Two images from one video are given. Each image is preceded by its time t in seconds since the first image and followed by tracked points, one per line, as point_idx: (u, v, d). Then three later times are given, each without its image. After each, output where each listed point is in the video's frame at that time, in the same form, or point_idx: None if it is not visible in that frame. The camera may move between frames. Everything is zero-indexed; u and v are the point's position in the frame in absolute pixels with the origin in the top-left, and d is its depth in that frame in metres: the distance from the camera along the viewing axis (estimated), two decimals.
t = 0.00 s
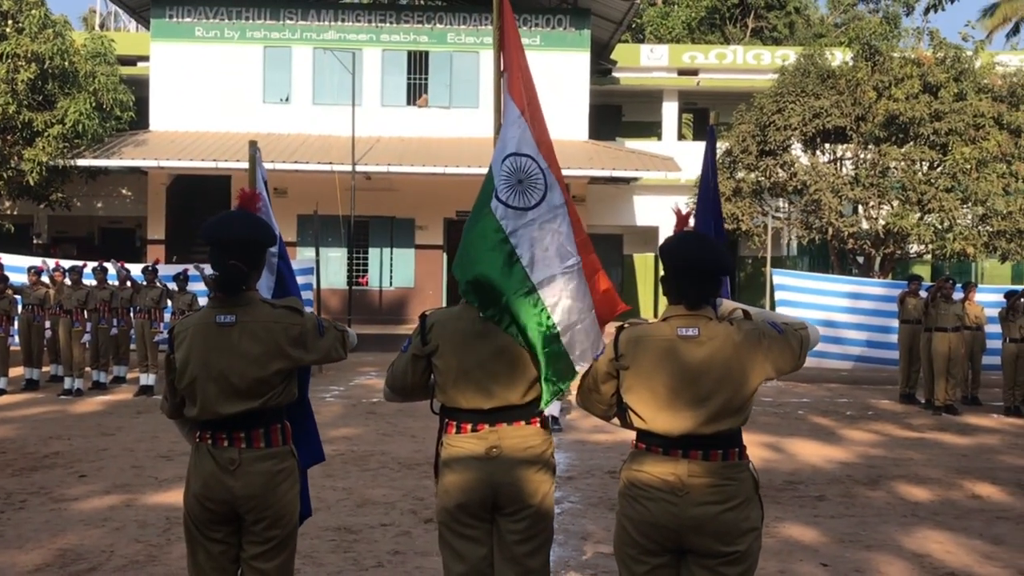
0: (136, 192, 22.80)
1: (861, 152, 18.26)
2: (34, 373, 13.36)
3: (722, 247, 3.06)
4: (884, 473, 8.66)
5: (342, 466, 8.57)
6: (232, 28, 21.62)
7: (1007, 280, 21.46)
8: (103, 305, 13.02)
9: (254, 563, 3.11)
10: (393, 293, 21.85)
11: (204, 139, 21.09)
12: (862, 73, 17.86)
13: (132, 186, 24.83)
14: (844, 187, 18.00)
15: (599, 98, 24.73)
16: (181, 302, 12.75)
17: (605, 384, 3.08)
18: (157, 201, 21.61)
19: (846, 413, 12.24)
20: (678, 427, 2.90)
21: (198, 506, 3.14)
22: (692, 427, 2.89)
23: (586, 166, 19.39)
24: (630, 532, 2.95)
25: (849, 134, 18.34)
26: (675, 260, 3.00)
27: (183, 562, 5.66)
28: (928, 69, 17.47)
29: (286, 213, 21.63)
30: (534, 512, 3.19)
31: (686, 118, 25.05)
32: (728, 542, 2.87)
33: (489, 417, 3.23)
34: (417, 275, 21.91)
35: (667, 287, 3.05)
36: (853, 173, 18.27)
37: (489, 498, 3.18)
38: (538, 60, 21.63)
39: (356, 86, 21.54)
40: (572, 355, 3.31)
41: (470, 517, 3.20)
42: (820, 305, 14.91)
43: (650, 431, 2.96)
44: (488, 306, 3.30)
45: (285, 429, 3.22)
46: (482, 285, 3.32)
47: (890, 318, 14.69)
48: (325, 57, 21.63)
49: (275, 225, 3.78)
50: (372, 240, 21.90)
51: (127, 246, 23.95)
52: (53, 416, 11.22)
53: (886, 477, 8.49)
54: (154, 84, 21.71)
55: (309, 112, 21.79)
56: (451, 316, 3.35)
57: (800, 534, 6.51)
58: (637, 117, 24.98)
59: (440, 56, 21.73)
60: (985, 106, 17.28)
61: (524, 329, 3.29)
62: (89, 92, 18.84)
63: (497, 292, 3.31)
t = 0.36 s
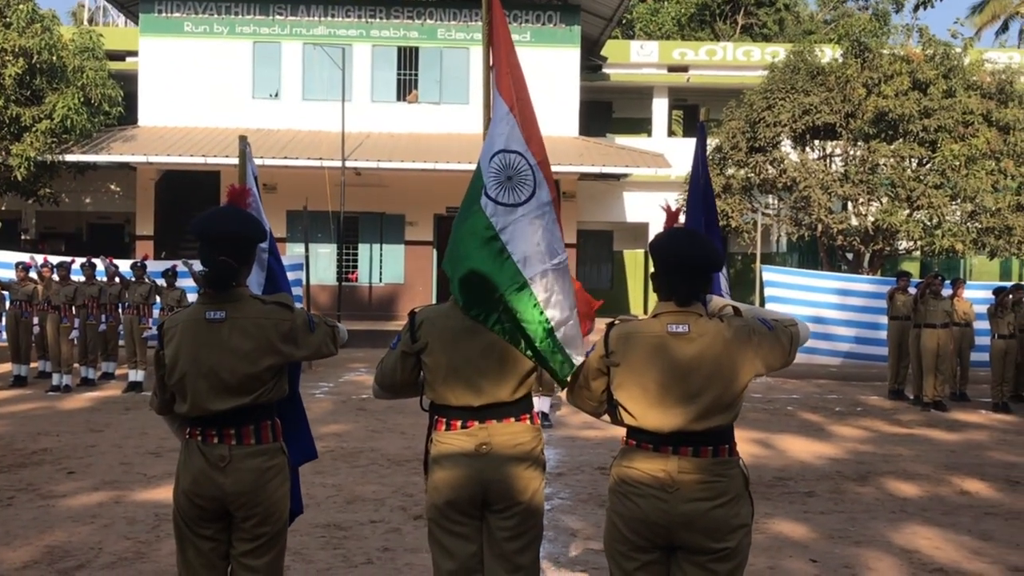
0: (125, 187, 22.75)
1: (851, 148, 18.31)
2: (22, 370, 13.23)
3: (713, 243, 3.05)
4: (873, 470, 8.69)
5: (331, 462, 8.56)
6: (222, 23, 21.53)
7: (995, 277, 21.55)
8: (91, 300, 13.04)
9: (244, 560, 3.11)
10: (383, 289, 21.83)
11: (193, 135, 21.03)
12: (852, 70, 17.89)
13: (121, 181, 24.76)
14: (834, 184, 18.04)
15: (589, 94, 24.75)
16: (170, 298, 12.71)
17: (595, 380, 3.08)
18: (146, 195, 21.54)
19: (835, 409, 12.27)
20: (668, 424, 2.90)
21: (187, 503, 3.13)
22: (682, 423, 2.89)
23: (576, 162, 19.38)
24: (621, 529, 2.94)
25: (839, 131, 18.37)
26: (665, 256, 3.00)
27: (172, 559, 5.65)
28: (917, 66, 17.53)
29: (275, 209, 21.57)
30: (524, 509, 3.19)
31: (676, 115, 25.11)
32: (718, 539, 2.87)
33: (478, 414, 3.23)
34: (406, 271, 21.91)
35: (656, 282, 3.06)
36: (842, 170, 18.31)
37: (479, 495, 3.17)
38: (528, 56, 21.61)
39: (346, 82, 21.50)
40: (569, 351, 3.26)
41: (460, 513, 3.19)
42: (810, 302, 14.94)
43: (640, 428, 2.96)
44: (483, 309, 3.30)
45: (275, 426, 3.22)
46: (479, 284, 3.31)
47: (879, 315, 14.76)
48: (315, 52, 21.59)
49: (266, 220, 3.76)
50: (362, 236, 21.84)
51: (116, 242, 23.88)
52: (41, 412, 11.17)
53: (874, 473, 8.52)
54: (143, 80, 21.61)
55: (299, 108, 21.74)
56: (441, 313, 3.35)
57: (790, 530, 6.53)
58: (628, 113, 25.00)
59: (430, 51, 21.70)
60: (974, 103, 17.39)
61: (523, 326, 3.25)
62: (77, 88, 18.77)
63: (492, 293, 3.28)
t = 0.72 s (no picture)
0: (115, 185, 22.73)
1: (841, 144, 18.32)
2: (12, 368, 13.28)
3: (706, 239, 3.04)
4: (865, 464, 8.70)
5: (324, 459, 8.55)
6: (212, 20, 21.46)
7: (986, 272, 21.60)
8: (80, 299, 12.87)
9: (236, 558, 3.10)
10: (375, 286, 21.80)
11: (183, 132, 20.98)
12: (842, 65, 17.88)
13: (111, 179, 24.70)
14: (825, 179, 18.06)
15: (580, 90, 24.74)
16: (160, 297, 12.66)
17: (588, 376, 3.07)
18: (136, 193, 21.46)
19: (826, 404, 12.29)
20: (661, 421, 2.89)
21: (179, 501, 3.12)
22: (674, 419, 2.88)
23: (567, 159, 19.38)
24: (614, 524, 2.94)
25: (830, 126, 18.38)
26: (658, 251, 2.98)
27: (164, 557, 5.63)
28: (907, 61, 17.55)
29: (266, 206, 21.52)
30: (517, 506, 3.16)
31: (667, 111, 25.12)
32: (712, 535, 2.87)
33: (471, 410, 3.19)
34: (398, 268, 21.88)
35: (648, 279, 3.04)
36: (833, 165, 18.34)
37: (472, 491, 3.15)
38: (519, 52, 21.59)
39: (336, 78, 21.45)
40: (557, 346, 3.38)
41: (452, 510, 3.17)
42: (801, 298, 14.93)
43: (633, 423, 2.95)
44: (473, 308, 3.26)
45: (268, 423, 3.20)
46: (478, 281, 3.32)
47: (871, 310, 14.82)
48: (305, 48, 21.53)
49: (257, 217, 3.73)
50: (353, 233, 21.84)
51: (106, 239, 23.84)
52: (32, 411, 11.14)
53: (867, 468, 8.53)
54: (132, 77, 21.55)
55: (289, 104, 21.69)
56: (433, 311, 3.30)
57: (783, 525, 6.54)
58: (619, 110, 25.00)
59: (421, 48, 21.66)
60: (964, 98, 17.38)
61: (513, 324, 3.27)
62: (66, 85, 18.81)
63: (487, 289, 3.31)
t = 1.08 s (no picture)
0: (109, 182, 22.73)
1: (836, 137, 18.34)
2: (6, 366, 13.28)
3: (704, 234, 3.05)
4: (862, 456, 8.71)
5: (320, 455, 8.54)
6: (205, 16, 21.43)
7: (980, 264, 21.66)
8: (76, 295, 12.90)
9: (234, 555, 3.10)
10: (371, 282, 21.81)
11: (177, 129, 20.96)
12: (837, 58, 17.91)
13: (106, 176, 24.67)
14: (819, 172, 18.10)
15: (575, 84, 24.75)
16: (156, 293, 12.68)
17: (585, 369, 3.07)
18: (131, 190, 21.43)
19: (823, 397, 12.31)
20: (659, 414, 2.89)
21: (178, 498, 3.12)
22: (673, 412, 2.88)
23: (562, 154, 19.39)
24: (613, 518, 2.94)
25: (824, 120, 18.40)
26: (660, 245, 2.98)
27: (162, 555, 5.62)
28: (902, 54, 17.55)
29: (262, 202, 21.50)
30: (516, 501, 3.14)
31: (662, 105, 25.14)
32: (711, 528, 2.87)
33: (468, 406, 3.17)
34: (393, 263, 21.87)
35: (646, 271, 3.04)
36: (828, 158, 18.37)
37: (470, 487, 3.12)
38: (513, 47, 21.58)
39: (331, 74, 21.43)
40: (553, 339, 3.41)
41: (451, 506, 3.14)
42: (796, 291, 14.98)
43: (631, 416, 2.95)
44: (467, 304, 3.25)
45: (266, 419, 3.20)
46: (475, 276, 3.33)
47: (866, 303, 14.76)
48: (299, 44, 21.49)
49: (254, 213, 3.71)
50: (348, 229, 21.82)
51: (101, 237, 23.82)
52: (28, 409, 11.12)
53: (863, 460, 8.55)
54: (125, 74, 21.51)
55: (283, 100, 21.65)
56: (430, 306, 3.28)
57: (780, 518, 6.54)
58: (614, 104, 24.99)
59: (415, 43, 21.65)
60: (958, 91, 17.36)
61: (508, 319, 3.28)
62: (61, 82, 18.82)
63: (483, 284, 3.32)
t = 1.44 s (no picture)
0: (106, 181, 22.79)
1: (833, 131, 18.34)
2: (6, 365, 13.30)
3: (703, 229, 3.07)
4: (861, 449, 8.74)
5: (320, 452, 8.56)
6: (201, 14, 21.39)
7: (977, 257, 21.71)
8: (75, 294, 12.93)
9: (239, 552, 3.12)
10: (369, 278, 21.82)
11: (175, 127, 20.98)
12: (833, 52, 17.93)
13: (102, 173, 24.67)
14: (816, 166, 18.12)
15: (572, 80, 24.75)
16: (154, 292, 12.74)
17: (586, 364, 3.10)
18: (128, 188, 21.43)
19: (821, 391, 12.34)
20: (661, 408, 2.90)
21: (181, 496, 3.13)
22: (674, 406, 2.90)
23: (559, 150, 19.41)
24: (614, 513, 2.96)
25: (821, 114, 18.41)
26: (659, 240, 2.99)
27: (164, 552, 5.64)
28: (898, 48, 17.55)
29: (259, 200, 21.52)
30: (518, 496, 3.14)
31: (658, 100, 25.13)
32: (712, 521, 2.89)
33: (470, 402, 3.18)
34: (391, 260, 21.89)
35: (646, 268, 3.06)
36: (824, 153, 18.39)
37: (473, 482, 3.12)
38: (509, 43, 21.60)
39: (327, 70, 21.42)
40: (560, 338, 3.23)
41: (454, 501, 3.14)
42: (793, 285, 14.99)
43: (633, 411, 2.96)
44: (458, 303, 3.25)
45: (268, 416, 3.22)
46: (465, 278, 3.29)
47: (865, 297, 14.83)
48: (295, 41, 21.48)
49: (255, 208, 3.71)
50: (346, 226, 21.83)
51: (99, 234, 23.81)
52: (28, 407, 11.14)
53: (862, 453, 8.57)
54: (122, 71, 21.51)
55: (280, 97, 21.66)
56: (430, 302, 3.31)
57: (779, 511, 6.57)
58: (610, 100, 24.99)
59: (411, 40, 21.64)
60: (955, 84, 17.36)
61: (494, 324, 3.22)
62: (57, 81, 18.83)
63: (473, 288, 3.27)
